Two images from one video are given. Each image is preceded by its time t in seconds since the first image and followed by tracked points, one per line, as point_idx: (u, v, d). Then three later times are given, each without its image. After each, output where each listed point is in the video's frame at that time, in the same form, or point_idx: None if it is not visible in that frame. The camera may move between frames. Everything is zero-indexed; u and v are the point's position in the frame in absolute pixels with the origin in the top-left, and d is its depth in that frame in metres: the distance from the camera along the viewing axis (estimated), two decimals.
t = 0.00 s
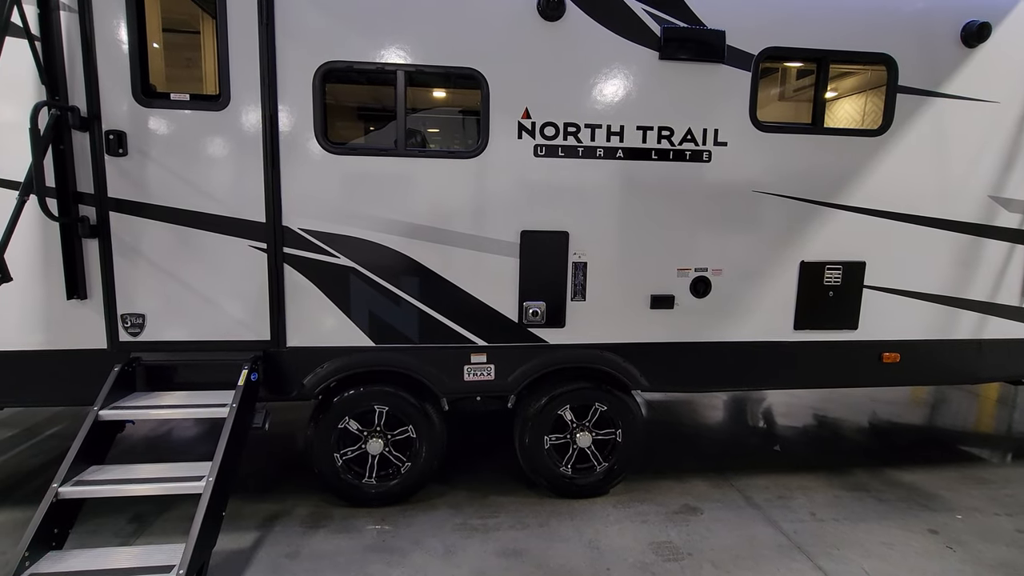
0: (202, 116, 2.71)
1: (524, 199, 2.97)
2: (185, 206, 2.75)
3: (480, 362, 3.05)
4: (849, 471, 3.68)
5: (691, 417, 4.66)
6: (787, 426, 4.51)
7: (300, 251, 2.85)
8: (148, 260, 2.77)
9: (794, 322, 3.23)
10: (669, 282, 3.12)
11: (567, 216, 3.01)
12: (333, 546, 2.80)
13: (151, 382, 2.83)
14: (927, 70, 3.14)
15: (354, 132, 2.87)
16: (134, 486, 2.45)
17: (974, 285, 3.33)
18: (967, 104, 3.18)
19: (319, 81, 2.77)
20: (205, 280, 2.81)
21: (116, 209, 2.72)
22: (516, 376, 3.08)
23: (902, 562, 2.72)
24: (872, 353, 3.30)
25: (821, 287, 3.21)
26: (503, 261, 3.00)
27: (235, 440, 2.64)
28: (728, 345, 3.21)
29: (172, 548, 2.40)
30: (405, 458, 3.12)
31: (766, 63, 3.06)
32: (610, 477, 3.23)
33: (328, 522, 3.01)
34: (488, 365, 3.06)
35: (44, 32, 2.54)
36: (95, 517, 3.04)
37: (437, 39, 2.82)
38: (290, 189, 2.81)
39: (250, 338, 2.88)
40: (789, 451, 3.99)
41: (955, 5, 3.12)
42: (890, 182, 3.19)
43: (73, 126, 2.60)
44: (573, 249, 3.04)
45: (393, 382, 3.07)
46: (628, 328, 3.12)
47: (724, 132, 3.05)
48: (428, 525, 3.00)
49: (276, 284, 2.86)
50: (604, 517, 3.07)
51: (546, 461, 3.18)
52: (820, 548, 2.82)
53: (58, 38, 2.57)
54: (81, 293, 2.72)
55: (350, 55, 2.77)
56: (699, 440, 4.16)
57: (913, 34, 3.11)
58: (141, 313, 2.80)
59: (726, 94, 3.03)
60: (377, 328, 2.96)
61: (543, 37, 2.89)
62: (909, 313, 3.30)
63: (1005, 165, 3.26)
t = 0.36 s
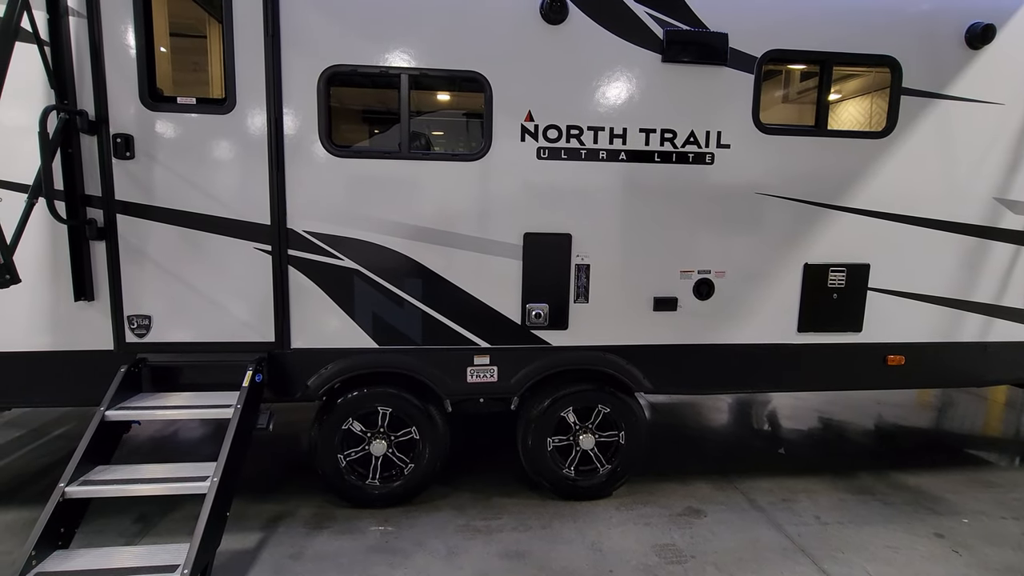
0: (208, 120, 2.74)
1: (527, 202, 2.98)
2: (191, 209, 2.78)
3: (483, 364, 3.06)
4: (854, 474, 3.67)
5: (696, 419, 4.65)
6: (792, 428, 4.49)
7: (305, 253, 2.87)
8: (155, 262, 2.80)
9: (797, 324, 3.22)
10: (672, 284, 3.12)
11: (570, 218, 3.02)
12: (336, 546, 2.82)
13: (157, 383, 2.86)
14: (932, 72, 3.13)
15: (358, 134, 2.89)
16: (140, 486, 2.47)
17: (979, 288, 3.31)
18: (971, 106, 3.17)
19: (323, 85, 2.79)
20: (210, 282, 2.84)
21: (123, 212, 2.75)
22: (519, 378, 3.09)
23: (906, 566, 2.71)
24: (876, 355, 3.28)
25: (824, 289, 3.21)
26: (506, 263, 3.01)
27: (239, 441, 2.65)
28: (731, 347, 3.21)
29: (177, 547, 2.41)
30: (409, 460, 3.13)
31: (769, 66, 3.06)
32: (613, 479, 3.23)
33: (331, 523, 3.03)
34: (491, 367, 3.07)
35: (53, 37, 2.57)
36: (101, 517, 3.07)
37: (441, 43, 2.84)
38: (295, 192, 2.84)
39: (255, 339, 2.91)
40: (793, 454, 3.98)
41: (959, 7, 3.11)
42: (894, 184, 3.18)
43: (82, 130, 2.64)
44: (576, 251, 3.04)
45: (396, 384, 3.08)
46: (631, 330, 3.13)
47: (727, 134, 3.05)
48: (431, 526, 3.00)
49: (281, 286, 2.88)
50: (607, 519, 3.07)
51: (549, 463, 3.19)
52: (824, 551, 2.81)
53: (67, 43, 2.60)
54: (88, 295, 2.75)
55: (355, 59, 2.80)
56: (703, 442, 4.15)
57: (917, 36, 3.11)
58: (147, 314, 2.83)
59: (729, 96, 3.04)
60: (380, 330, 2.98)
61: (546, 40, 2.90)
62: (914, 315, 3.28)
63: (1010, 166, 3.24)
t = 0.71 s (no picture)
0: (212, 123, 2.76)
1: (529, 203, 2.99)
2: (195, 211, 2.81)
3: (484, 365, 3.07)
4: (858, 477, 3.65)
5: (699, 421, 4.64)
6: (796, 431, 4.47)
7: (308, 254, 2.89)
8: (160, 263, 2.82)
9: (800, 326, 3.22)
10: (674, 286, 3.12)
11: (571, 219, 3.03)
12: (338, 547, 2.83)
13: (161, 383, 2.88)
14: (935, 73, 3.12)
15: (362, 137, 2.91)
16: (144, 486, 2.49)
17: (984, 290, 3.29)
18: (975, 107, 3.16)
19: (327, 87, 2.81)
20: (214, 283, 2.86)
21: (128, 214, 2.77)
22: (521, 379, 3.10)
23: (910, 569, 2.69)
24: (880, 357, 3.27)
25: (827, 291, 3.20)
26: (508, 264, 3.01)
27: (242, 441, 2.67)
28: (733, 349, 3.20)
29: (180, 547, 2.43)
30: (411, 461, 3.14)
31: (771, 67, 3.06)
32: (615, 481, 3.23)
33: (333, 523, 3.04)
34: (493, 368, 3.08)
35: (60, 41, 2.60)
36: (106, 516, 3.09)
37: (443, 45, 2.85)
38: (298, 193, 2.86)
39: (258, 340, 2.92)
40: (797, 456, 3.97)
41: (963, 8, 3.10)
42: (898, 186, 3.17)
43: (88, 133, 2.67)
44: (578, 253, 3.05)
45: (398, 385, 3.09)
46: (633, 332, 3.12)
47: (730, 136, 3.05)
48: (433, 527, 3.01)
49: (284, 287, 2.90)
50: (609, 521, 3.07)
51: (551, 464, 3.19)
52: (826, 554, 2.80)
53: (73, 46, 2.63)
54: (94, 296, 2.78)
55: (358, 62, 2.82)
56: (706, 444, 4.14)
57: (920, 37, 3.10)
58: (152, 315, 2.85)
59: (731, 98, 3.04)
60: (383, 331, 2.99)
61: (548, 42, 2.91)
62: (918, 317, 3.27)
63: (1015, 168, 3.23)
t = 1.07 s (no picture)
0: (217, 122, 2.79)
1: (530, 201, 3.00)
2: (200, 209, 2.83)
3: (486, 362, 3.09)
4: (860, 476, 3.64)
5: (702, 420, 4.63)
6: (799, 430, 4.46)
7: (311, 252, 2.91)
8: (165, 261, 2.85)
9: (802, 324, 3.21)
10: (675, 284, 3.12)
11: (573, 217, 3.03)
12: (340, 542, 2.85)
13: (166, 379, 2.92)
14: (938, 70, 3.11)
15: (364, 135, 2.92)
16: (149, 480, 2.52)
17: (988, 288, 3.28)
18: (979, 104, 3.14)
19: (329, 86, 2.83)
20: (219, 280, 2.89)
21: (134, 212, 2.81)
22: (523, 377, 3.11)
23: (911, 568, 2.68)
24: (883, 356, 3.26)
25: (829, 289, 3.19)
26: (510, 262, 3.02)
27: (245, 437, 2.69)
28: (735, 347, 3.20)
29: (184, 541, 2.46)
30: (413, 457, 3.16)
31: (772, 66, 3.06)
32: (616, 479, 3.24)
33: (336, 519, 3.06)
34: (494, 365, 3.09)
35: (67, 41, 2.63)
36: (112, 511, 3.12)
37: (445, 45, 2.87)
38: (301, 192, 2.88)
39: (262, 337, 2.95)
40: (799, 455, 3.96)
41: (966, 5, 3.09)
42: (901, 184, 3.16)
43: (94, 132, 2.70)
44: (579, 251, 3.05)
45: (401, 382, 3.11)
46: (635, 329, 3.13)
47: (731, 134, 3.05)
48: (435, 523, 3.03)
49: (287, 285, 2.92)
50: (610, 518, 3.08)
51: (552, 461, 3.20)
52: (827, 552, 2.79)
53: (80, 47, 2.66)
54: (100, 293, 2.81)
55: (360, 61, 2.83)
56: (709, 443, 4.14)
57: (923, 35, 3.09)
58: (157, 312, 2.88)
59: (733, 96, 3.04)
60: (385, 329, 3.01)
61: (549, 41, 2.92)
62: (921, 315, 3.26)
63: (1019, 166, 3.21)
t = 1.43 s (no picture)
0: (220, 118, 2.80)
1: (532, 197, 3.01)
2: (203, 205, 2.85)
3: (488, 358, 3.10)
4: (862, 472, 3.64)
5: (705, 416, 4.64)
6: (801, 426, 4.46)
7: (314, 248, 2.92)
8: (169, 257, 2.87)
9: (804, 320, 3.21)
10: (677, 280, 3.13)
11: (574, 213, 3.04)
12: (343, 536, 2.87)
13: (170, 374, 2.94)
14: (942, 65, 3.10)
15: (366, 131, 2.93)
16: (153, 474, 2.54)
17: (991, 284, 3.27)
18: (983, 100, 3.13)
19: (332, 82, 2.84)
20: (222, 276, 2.90)
21: (138, 208, 2.82)
22: (525, 372, 3.12)
23: (912, 563, 2.68)
24: (885, 352, 3.26)
25: (831, 285, 3.19)
26: (511, 258, 3.03)
27: (249, 431, 2.71)
28: (737, 343, 3.20)
29: (189, 533, 2.48)
30: (415, 452, 3.18)
31: (775, 61, 3.05)
32: (617, 474, 3.25)
33: (338, 513, 3.08)
34: (496, 361, 3.10)
35: (71, 37, 2.64)
36: (117, 505, 3.15)
37: (448, 41, 2.87)
38: (304, 188, 2.89)
39: (265, 332, 2.97)
40: (801, 451, 3.97)
41: None
42: (904, 180, 3.15)
43: (98, 128, 2.71)
44: (581, 247, 3.06)
45: (403, 377, 3.12)
46: (636, 325, 3.13)
47: (734, 130, 3.05)
48: (437, 518, 3.04)
49: (290, 280, 2.93)
50: (611, 513, 3.09)
51: (554, 457, 3.21)
52: (828, 547, 2.80)
53: (84, 43, 2.67)
54: (105, 288, 2.83)
55: (363, 57, 2.84)
56: (711, 439, 4.15)
57: (927, 30, 3.07)
58: (161, 307, 2.90)
59: (735, 92, 3.03)
60: (388, 324, 3.02)
61: (552, 37, 2.92)
62: (924, 311, 3.25)
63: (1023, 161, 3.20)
